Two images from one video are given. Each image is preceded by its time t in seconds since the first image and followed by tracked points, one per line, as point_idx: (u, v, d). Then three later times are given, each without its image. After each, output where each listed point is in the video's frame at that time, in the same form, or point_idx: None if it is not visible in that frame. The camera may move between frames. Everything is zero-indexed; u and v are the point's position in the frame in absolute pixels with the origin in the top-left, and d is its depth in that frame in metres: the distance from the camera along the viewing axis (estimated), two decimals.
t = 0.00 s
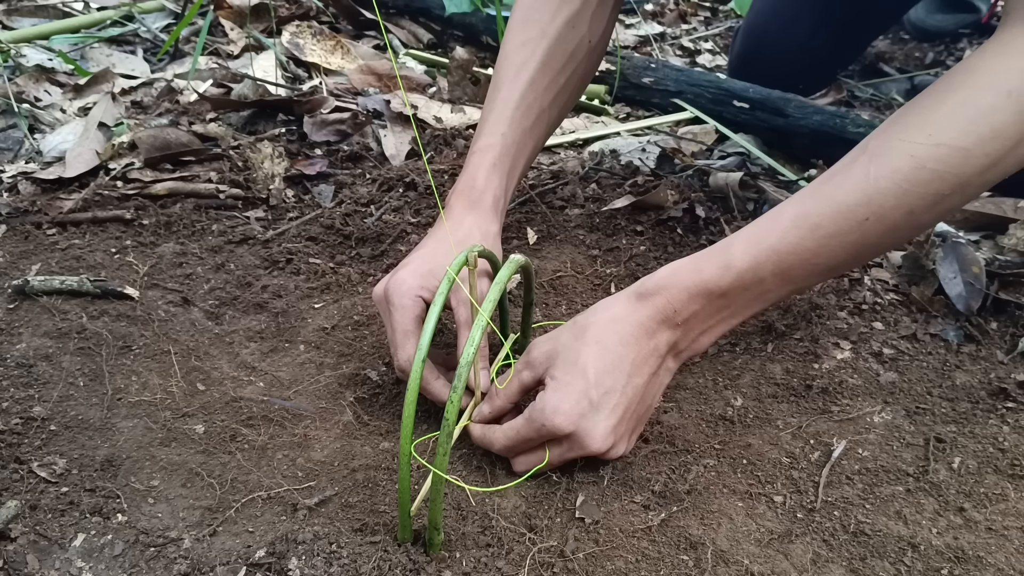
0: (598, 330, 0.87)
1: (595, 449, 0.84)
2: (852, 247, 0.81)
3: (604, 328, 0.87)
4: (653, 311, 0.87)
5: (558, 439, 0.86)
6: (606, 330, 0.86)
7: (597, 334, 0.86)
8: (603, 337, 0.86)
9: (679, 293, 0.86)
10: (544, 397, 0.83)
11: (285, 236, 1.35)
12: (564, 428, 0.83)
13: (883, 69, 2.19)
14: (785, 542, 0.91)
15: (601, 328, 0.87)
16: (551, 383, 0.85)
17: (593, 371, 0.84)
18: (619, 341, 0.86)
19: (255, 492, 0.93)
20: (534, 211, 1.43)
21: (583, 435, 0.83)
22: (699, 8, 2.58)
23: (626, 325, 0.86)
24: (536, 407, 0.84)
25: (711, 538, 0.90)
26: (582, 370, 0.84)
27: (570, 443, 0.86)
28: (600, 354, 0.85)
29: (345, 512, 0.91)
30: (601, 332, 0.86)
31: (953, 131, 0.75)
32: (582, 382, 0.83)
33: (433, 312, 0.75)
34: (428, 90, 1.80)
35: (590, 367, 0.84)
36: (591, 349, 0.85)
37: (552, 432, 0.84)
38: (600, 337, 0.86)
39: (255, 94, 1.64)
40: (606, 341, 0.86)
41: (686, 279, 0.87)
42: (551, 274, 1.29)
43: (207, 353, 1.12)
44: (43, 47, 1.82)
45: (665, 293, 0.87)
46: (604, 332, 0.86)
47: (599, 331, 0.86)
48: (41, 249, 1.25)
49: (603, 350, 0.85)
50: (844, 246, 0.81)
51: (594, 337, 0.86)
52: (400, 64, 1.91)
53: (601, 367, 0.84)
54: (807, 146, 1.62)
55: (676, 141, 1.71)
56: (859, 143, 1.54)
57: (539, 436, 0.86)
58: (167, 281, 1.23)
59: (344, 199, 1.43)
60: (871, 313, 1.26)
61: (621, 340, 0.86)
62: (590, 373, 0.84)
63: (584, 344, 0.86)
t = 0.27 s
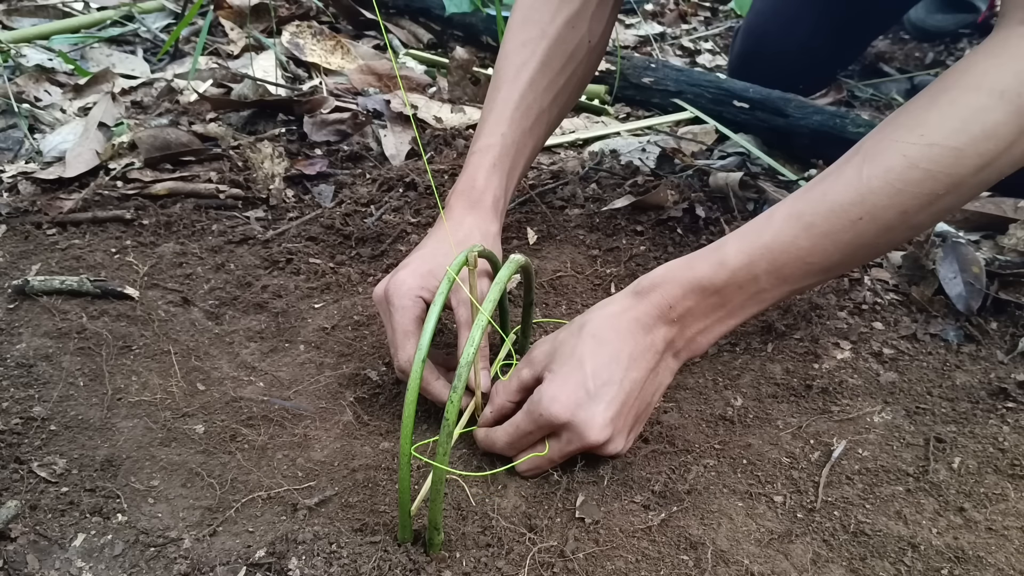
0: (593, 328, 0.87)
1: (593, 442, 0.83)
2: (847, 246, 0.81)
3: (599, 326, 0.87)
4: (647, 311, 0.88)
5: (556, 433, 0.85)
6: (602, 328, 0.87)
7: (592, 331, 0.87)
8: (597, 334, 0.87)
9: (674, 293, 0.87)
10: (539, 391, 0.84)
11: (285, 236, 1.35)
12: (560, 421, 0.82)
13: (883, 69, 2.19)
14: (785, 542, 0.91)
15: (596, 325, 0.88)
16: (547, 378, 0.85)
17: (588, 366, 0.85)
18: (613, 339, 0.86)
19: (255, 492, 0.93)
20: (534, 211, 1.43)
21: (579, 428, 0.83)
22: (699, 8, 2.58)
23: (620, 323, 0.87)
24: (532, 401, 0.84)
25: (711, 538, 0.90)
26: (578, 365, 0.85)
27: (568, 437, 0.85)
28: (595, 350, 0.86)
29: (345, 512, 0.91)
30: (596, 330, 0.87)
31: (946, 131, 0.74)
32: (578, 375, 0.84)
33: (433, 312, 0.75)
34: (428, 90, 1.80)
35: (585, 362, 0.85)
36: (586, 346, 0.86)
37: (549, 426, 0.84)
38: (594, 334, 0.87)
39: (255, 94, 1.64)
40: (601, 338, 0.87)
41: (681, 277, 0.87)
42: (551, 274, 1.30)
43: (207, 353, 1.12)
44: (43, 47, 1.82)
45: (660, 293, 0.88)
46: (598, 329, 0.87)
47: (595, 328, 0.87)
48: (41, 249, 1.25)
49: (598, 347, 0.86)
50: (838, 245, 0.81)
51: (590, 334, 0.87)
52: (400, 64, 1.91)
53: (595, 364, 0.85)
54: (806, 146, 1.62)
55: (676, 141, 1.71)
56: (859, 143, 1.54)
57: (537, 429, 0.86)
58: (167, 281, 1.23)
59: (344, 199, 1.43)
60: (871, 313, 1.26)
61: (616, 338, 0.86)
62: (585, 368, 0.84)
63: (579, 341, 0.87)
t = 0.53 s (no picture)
0: (601, 326, 0.87)
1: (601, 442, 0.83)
2: (856, 246, 0.81)
3: (608, 324, 0.87)
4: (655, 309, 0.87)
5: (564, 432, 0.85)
6: (609, 327, 0.86)
7: (600, 330, 0.87)
8: (605, 333, 0.86)
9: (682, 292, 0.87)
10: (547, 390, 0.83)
11: (285, 236, 1.35)
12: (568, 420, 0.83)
13: (883, 69, 2.19)
14: (785, 542, 0.91)
15: (604, 323, 0.87)
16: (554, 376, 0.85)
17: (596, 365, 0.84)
18: (621, 338, 0.86)
19: (255, 492, 0.93)
20: (534, 211, 1.43)
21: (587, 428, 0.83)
22: (699, 8, 2.58)
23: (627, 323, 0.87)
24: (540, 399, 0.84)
25: (711, 538, 0.90)
26: (586, 364, 0.84)
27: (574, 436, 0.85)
28: (603, 349, 0.85)
29: (345, 512, 0.91)
30: (604, 328, 0.87)
31: (956, 131, 0.74)
32: (585, 374, 0.83)
33: (433, 312, 0.75)
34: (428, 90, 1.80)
35: (592, 360, 0.84)
36: (594, 345, 0.85)
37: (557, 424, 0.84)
38: (602, 333, 0.86)
39: (255, 94, 1.64)
40: (608, 336, 0.86)
41: (688, 275, 0.87)
42: (551, 273, 1.30)
43: (207, 353, 1.12)
44: (43, 47, 1.82)
45: (668, 292, 0.87)
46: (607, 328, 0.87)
47: (603, 326, 0.87)
48: (41, 249, 1.25)
49: (605, 346, 0.85)
50: (847, 245, 0.81)
51: (597, 333, 0.86)
52: (400, 64, 1.91)
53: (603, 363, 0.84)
54: (806, 146, 1.62)
55: (676, 141, 1.71)
56: (859, 143, 1.54)
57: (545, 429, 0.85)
58: (168, 281, 1.23)
59: (344, 199, 1.43)
60: (871, 313, 1.26)
61: (624, 336, 0.86)
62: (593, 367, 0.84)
63: (586, 339, 0.86)
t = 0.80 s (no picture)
0: (664, 323, 0.86)
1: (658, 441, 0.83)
2: (923, 243, 0.81)
3: (671, 320, 0.86)
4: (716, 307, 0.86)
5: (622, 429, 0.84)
6: (671, 323, 0.86)
7: (664, 326, 0.86)
8: (669, 329, 0.85)
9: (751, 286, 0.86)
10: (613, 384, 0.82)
11: (285, 236, 1.35)
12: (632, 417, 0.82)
13: (883, 69, 2.19)
14: (785, 542, 0.91)
15: (668, 320, 0.86)
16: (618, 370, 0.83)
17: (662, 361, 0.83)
18: (683, 334, 0.85)
19: (255, 492, 0.93)
20: (534, 211, 1.43)
21: (648, 425, 0.83)
22: (699, 8, 2.58)
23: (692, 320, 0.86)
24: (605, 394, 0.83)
25: (711, 538, 0.90)
26: (653, 360, 0.83)
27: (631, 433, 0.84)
28: (669, 344, 0.84)
29: (345, 512, 0.91)
30: (667, 325, 0.86)
31: None
32: (654, 370, 0.82)
33: (433, 311, 0.75)
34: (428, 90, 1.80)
35: (658, 357, 0.83)
36: (658, 340, 0.84)
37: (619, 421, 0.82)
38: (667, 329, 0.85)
39: (255, 94, 1.64)
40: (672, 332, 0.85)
41: (752, 273, 0.87)
42: (551, 273, 1.30)
43: (207, 353, 1.12)
44: (43, 47, 1.82)
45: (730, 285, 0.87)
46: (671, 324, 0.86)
47: (666, 322, 0.86)
48: (41, 249, 1.25)
49: (669, 342, 0.84)
50: (914, 242, 0.81)
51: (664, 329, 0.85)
52: (400, 64, 1.91)
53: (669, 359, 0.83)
54: (807, 146, 1.62)
55: (676, 141, 1.71)
56: (859, 143, 1.54)
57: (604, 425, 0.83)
58: (168, 281, 1.23)
59: (344, 199, 1.43)
60: (871, 313, 1.26)
61: (686, 332, 0.85)
62: (660, 364, 0.83)
63: (650, 334, 0.85)
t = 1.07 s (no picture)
0: (771, 246, 0.78)
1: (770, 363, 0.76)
2: None
3: (778, 245, 0.78)
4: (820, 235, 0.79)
5: (731, 350, 0.77)
6: (778, 246, 0.78)
7: (771, 249, 0.78)
8: (775, 250, 0.78)
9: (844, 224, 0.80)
10: (725, 303, 0.74)
11: (285, 236, 1.35)
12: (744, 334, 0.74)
13: (883, 69, 2.18)
14: (785, 542, 0.91)
15: (773, 243, 0.79)
16: (726, 289, 0.76)
17: (770, 282, 0.75)
18: (792, 258, 0.77)
19: (255, 492, 0.93)
20: (534, 211, 1.43)
21: (761, 345, 0.76)
22: (699, 8, 2.58)
23: (801, 248, 0.78)
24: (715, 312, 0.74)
25: (711, 538, 0.90)
26: (765, 281, 0.76)
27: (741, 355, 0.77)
28: (778, 264, 0.77)
29: (345, 512, 0.91)
30: (772, 249, 0.78)
31: None
32: (767, 288, 0.75)
33: (433, 312, 0.75)
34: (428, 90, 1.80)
35: (768, 277, 0.76)
36: (763, 260, 0.77)
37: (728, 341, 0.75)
38: (774, 252, 0.78)
39: (255, 94, 1.64)
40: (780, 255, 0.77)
41: (858, 202, 0.81)
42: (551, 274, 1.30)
43: (207, 353, 1.12)
44: (43, 47, 1.82)
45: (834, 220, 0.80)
46: (778, 247, 0.78)
47: (769, 245, 0.79)
48: (41, 249, 1.25)
49: (778, 263, 0.77)
50: None
51: (772, 252, 0.78)
52: (400, 64, 1.91)
53: (780, 279, 0.76)
54: (807, 146, 1.62)
55: (676, 141, 1.70)
56: (859, 143, 1.55)
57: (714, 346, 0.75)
58: (168, 281, 1.23)
59: (344, 199, 1.43)
60: (871, 313, 1.26)
61: (794, 257, 0.78)
62: (771, 283, 0.75)
63: (756, 256, 0.77)
